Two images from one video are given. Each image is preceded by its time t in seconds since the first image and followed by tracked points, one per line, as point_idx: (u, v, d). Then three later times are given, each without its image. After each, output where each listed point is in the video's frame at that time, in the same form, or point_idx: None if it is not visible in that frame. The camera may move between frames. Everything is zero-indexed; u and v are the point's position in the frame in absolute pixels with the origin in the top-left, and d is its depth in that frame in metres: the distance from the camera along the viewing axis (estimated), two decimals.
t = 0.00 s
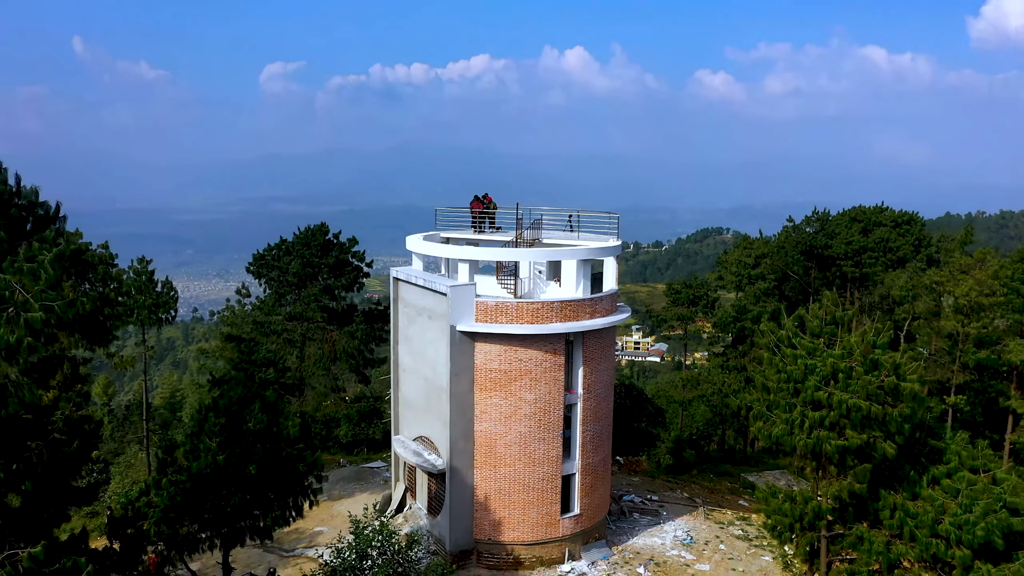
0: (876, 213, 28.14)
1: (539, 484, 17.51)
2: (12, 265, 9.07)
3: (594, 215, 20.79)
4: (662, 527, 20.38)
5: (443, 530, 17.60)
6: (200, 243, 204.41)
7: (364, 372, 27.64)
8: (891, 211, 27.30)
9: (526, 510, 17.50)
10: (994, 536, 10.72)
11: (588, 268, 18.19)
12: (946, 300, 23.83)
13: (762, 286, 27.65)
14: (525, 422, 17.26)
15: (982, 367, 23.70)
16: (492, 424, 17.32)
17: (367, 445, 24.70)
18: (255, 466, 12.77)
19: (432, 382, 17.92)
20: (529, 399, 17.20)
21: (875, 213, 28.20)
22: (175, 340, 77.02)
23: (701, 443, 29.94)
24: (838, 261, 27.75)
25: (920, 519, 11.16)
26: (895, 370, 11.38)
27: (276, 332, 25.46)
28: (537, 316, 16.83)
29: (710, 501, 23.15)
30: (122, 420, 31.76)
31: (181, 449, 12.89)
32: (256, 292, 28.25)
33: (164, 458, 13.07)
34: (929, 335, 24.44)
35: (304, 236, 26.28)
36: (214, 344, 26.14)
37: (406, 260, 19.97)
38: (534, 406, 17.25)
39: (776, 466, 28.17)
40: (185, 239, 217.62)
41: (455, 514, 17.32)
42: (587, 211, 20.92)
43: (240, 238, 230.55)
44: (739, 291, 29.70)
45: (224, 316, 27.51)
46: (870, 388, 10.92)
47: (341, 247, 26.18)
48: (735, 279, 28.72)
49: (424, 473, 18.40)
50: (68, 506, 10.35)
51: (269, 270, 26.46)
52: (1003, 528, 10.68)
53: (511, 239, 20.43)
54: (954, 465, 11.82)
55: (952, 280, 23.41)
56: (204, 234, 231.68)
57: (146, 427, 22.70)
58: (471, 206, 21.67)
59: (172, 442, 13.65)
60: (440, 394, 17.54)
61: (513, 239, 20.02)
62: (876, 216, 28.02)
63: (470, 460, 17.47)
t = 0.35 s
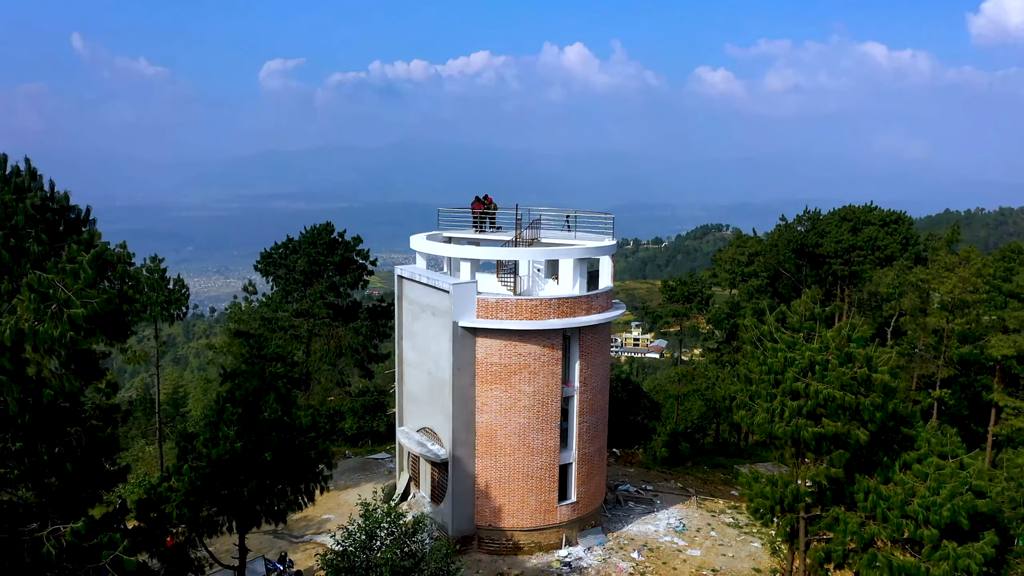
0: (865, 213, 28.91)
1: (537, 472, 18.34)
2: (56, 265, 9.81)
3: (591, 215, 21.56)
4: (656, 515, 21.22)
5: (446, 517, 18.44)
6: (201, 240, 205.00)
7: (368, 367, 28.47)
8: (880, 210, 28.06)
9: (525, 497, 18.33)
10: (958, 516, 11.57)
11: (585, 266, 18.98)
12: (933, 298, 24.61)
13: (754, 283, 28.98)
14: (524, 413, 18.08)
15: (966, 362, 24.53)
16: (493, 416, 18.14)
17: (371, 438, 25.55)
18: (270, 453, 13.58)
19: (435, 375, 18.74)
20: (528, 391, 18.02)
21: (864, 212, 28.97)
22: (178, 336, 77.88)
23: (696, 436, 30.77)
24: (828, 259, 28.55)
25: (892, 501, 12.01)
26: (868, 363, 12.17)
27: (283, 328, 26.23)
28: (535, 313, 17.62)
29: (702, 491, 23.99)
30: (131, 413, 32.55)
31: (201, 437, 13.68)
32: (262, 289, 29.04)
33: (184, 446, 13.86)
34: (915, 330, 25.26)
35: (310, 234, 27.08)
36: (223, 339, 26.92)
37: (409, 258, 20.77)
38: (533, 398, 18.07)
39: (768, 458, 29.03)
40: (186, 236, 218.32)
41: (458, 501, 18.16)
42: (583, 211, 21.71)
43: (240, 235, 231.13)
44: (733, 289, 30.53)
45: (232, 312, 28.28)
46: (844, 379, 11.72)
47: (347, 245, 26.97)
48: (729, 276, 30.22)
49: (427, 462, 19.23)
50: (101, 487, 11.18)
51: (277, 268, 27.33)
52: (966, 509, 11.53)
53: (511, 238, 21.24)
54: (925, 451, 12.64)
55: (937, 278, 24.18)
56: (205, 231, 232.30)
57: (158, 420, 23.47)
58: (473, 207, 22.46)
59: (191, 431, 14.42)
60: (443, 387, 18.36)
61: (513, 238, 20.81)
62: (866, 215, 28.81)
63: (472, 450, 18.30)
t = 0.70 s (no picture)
0: (855, 212, 29.65)
1: (536, 461, 19.18)
2: (92, 265, 10.67)
3: (587, 215, 22.37)
4: (650, 503, 22.08)
5: (449, 504, 19.28)
6: (201, 237, 205.57)
7: (372, 362, 29.32)
8: (868, 209, 28.87)
9: (524, 485, 19.18)
10: (927, 498, 12.42)
11: (581, 265, 19.81)
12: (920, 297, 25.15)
13: (748, 280, 30.00)
14: (523, 405, 18.91)
15: (951, 357, 25.37)
16: (493, 407, 18.97)
17: (375, 430, 26.34)
18: (284, 441, 14.43)
19: (438, 369, 19.56)
20: (527, 384, 18.85)
21: (854, 212, 29.70)
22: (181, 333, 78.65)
23: (691, 429, 31.61)
24: (819, 257, 29.37)
25: (867, 485, 12.86)
26: (844, 356, 13.01)
27: (290, 324, 27.07)
28: (533, 309, 18.46)
29: (696, 481, 24.86)
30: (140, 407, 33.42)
31: (218, 426, 14.50)
32: (269, 286, 29.89)
33: (202, 435, 14.69)
34: (901, 326, 26.09)
35: (316, 233, 27.87)
36: (231, 335, 27.76)
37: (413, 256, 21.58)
38: (532, 390, 18.90)
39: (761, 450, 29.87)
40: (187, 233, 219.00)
41: (460, 489, 19.00)
42: (580, 211, 22.55)
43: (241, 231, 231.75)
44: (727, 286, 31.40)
45: (239, 309, 29.11)
46: (821, 370, 12.57)
47: (351, 244, 27.80)
48: (723, 274, 31.15)
49: (431, 453, 20.07)
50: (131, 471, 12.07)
51: (283, 266, 28.16)
52: (935, 491, 12.39)
53: (511, 238, 22.07)
54: (899, 439, 13.48)
55: (922, 275, 25.01)
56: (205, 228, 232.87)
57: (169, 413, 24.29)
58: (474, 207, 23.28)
59: (208, 421, 15.25)
60: (446, 380, 19.19)
61: (512, 238, 21.65)
62: (856, 214, 29.63)
63: (474, 441, 19.14)
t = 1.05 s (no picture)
0: (846, 211, 30.50)
1: (535, 451, 20.02)
2: (124, 264, 11.51)
3: (584, 214, 23.17)
4: (644, 492, 22.93)
5: (451, 492, 20.13)
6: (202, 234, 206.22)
7: (376, 357, 30.14)
8: (858, 208, 29.65)
9: (524, 474, 20.02)
10: (900, 482, 13.27)
11: (578, 263, 20.63)
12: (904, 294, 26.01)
13: (741, 277, 30.85)
14: (522, 397, 19.74)
15: (937, 352, 26.19)
16: (494, 399, 19.81)
17: (379, 423, 27.15)
18: (296, 430, 15.26)
19: (441, 363, 20.39)
20: (526, 377, 19.68)
21: (845, 211, 30.55)
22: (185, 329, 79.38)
23: (686, 422, 32.43)
24: (810, 255, 30.18)
25: (845, 470, 13.68)
26: (823, 350, 13.84)
27: (296, 320, 27.88)
28: (532, 305, 19.28)
29: (690, 471, 25.71)
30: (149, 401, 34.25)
31: (234, 415, 15.32)
32: (275, 283, 30.72)
33: (218, 424, 15.51)
34: (889, 322, 26.92)
35: (321, 232, 28.69)
36: (238, 330, 28.57)
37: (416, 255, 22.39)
38: (530, 383, 19.73)
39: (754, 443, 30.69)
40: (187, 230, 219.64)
41: (461, 478, 19.84)
42: (577, 211, 23.36)
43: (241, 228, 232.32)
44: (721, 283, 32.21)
45: (246, 305, 29.93)
46: (801, 362, 13.42)
47: (356, 242, 28.61)
48: (718, 271, 31.96)
49: (434, 443, 20.90)
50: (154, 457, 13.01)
51: (290, 263, 28.98)
52: (907, 476, 13.24)
53: (510, 236, 22.88)
54: (875, 428, 14.33)
55: (908, 273, 25.83)
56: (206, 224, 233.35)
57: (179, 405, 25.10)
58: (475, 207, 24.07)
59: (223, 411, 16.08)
60: (448, 373, 20.02)
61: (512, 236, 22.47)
62: (846, 213, 30.41)
63: (475, 431, 19.98)
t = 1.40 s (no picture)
0: (836, 210, 31.30)
1: (533, 442, 20.88)
2: (151, 264, 12.41)
3: (582, 214, 23.98)
4: (639, 482, 23.80)
5: (453, 481, 20.98)
6: (203, 231, 206.98)
7: (380, 352, 30.98)
8: (849, 208, 30.45)
9: (523, 464, 20.88)
10: (877, 468, 14.12)
11: (575, 261, 21.46)
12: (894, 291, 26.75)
13: (735, 275, 31.68)
14: (521, 390, 20.59)
15: (925, 347, 27.03)
16: (495, 392, 20.64)
17: (382, 416, 27.94)
18: (307, 420, 16.11)
19: (444, 357, 21.23)
20: (526, 371, 20.52)
21: (836, 210, 31.36)
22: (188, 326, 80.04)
23: (682, 416, 33.26)
24: (802, 253, 30.98)
25: (826, 457, 14.51)
26: (804, 344, 14.72)
27: (302, 316, 28.71)
28: (531, 302, 20.10)
29: (684, 463, 26.57)
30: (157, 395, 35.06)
31: (249, 406, 16.16)
32: (281, 280, 31.53)
33: (233, 415, 16.34)
34: (878, 318, 27.77)
35: (326, 231, 29.51)
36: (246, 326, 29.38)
37: (420, 253, 23.20)
38: (530, 376, 20.57)
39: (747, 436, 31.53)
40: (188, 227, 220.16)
41: (463, 467, 20.69)
42: (575, 211, 24.19)
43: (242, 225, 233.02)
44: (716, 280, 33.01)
45: (253, 301, 30.73)
46: (784, 355, 14.28)
47: (361, 241, 29.41)
48: (712, 269, 32.75)
49: (437, 435, 21.74)
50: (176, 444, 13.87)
51: (296, 261, 29.80)
52: (883, 463, 14.09)
53: (510, 235, 23.71)
54: (854, 418, 15.19)
55: (896, 270, 26.64)
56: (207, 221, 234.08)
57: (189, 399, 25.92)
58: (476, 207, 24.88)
59: (237, 403, 16.90)
60: (451, 367, 20.86)
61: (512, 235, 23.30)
62: (837, 213, 31.20)
63: (476, 423, 20.82)
